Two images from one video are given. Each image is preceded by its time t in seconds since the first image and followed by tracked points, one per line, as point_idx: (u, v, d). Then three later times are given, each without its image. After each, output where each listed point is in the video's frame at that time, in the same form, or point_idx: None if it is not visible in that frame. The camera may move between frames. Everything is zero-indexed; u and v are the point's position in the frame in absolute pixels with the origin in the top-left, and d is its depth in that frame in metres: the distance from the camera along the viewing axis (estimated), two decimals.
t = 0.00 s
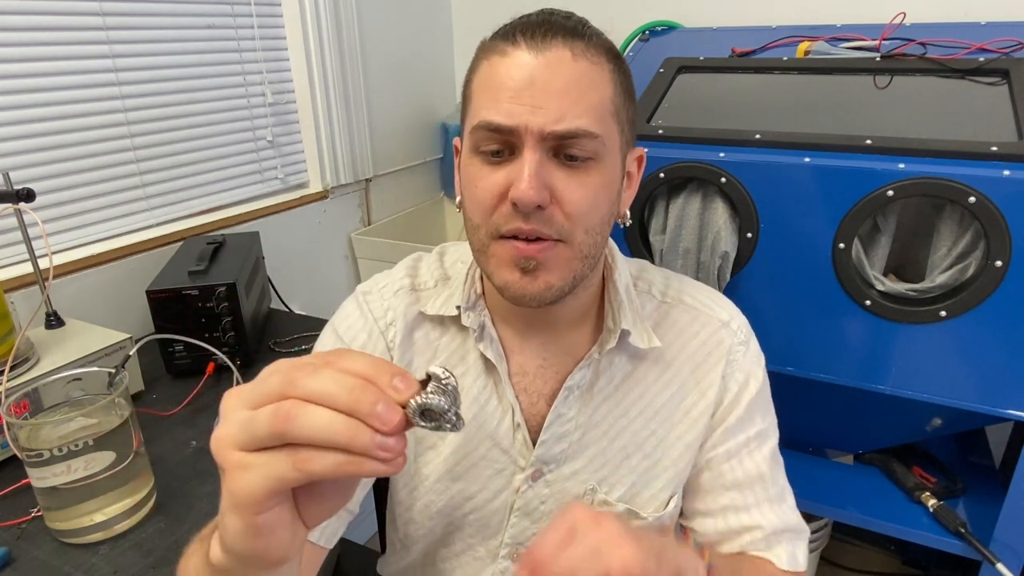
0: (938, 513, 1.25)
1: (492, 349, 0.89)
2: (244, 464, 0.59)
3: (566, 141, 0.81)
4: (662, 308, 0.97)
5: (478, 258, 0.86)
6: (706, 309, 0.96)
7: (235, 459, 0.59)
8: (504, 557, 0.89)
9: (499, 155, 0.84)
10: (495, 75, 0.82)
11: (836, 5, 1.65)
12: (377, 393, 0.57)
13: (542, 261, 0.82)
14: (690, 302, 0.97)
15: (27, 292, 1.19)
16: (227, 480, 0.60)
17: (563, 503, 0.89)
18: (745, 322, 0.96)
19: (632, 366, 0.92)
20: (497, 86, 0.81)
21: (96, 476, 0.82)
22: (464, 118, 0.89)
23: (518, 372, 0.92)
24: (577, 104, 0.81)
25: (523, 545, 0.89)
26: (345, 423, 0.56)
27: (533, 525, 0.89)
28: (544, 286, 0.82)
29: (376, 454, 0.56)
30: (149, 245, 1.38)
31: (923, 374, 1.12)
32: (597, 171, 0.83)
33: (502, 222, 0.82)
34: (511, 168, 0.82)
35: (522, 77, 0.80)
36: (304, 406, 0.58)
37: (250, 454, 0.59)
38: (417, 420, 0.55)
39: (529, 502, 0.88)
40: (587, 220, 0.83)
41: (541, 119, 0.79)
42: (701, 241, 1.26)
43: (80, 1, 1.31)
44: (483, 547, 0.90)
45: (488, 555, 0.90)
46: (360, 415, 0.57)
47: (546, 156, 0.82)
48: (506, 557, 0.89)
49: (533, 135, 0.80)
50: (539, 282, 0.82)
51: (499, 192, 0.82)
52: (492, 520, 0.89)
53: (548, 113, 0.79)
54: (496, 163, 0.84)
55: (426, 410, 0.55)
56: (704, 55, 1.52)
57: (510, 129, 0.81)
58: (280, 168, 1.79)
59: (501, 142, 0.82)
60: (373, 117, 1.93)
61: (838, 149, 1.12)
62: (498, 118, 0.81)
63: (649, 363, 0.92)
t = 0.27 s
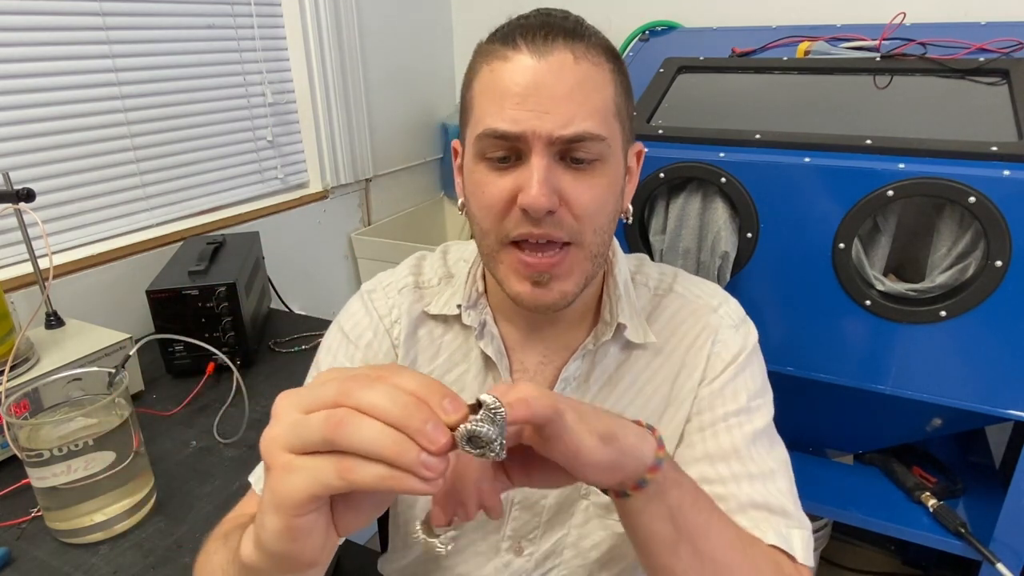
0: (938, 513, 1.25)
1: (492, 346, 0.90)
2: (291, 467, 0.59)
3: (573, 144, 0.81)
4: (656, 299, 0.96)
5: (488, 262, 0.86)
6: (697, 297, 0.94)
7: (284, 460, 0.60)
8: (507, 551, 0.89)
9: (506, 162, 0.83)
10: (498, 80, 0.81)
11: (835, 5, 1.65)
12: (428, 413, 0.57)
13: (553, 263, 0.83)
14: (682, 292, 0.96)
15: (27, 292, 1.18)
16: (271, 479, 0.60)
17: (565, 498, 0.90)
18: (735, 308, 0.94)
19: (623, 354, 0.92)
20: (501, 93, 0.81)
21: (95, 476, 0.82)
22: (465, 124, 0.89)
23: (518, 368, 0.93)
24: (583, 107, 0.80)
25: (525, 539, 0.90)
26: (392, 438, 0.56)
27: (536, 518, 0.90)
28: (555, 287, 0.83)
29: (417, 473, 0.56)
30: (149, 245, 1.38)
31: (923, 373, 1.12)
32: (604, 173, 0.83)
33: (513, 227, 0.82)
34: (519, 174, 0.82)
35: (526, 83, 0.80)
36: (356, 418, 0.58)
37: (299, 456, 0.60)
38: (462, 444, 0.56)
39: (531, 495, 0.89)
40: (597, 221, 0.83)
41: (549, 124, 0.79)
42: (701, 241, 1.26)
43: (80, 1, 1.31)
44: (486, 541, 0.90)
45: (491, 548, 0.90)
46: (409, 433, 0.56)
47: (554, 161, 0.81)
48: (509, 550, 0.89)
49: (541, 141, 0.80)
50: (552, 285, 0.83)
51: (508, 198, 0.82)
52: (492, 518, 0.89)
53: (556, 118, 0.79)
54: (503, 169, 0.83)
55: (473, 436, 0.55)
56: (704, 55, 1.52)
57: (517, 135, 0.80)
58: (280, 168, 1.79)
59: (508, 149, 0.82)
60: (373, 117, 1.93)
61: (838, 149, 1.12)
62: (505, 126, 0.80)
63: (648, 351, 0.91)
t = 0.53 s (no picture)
0: (938, 513, 1.25)
1: (488, 349, 0.90)
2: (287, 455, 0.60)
3: (548, 143, 0.80)
4: (654, 301, 0.96)
5: (473, 265, 0.87)
6: (694, 300, 0.94)
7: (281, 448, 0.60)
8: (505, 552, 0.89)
9: (483, 165, 0.83)
10: (471, 84, 0.81)
11: (836, 5, 1.65)
12: (423, 409, 0.57)
13: (536, 264, 0.83)
14: (680, 294, 0.96)
15: (27, 292, 1.19)
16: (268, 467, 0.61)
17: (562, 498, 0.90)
18: (736, 310, 0.94)
19: (622, 355, 0.92)
20: (474, 96, 0.81)
21: (95, 476, 0.82)
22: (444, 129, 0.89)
23: (515, 370, 0.93)
24: (555, 106, 0.80)
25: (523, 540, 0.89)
26: (386, 431, 0.57)
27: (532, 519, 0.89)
28: (540, 287, 0.83)
29: (409, 468, 0.56)
30: (149, 245, 1.38)
31: (923, 373, 1.12)
32: (583, 170, 0.83)
33: (493, 229, 0.82)
34: (495, 176, 0.81)
35: (498, 84, 0.80)
36: (351, 410, 0.58)
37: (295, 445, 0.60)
38: (455, 442, 0.55)
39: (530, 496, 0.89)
40: (579, 218, 0.83)
41: (520, 125, 0.79)
42: (701, 241, 1.26)
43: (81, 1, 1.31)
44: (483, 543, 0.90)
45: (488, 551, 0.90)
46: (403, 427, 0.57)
47: (530, 161, 0.81)
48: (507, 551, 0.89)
49: (514, 142, 0.80)
50: (537, 285, 0.83)
51: (485, 201, 0.82)
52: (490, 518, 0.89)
53: (528, 118, 0.79)
54: (480, 172, 0.83)
55: (464, 434, 0.55)
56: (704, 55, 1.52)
57: (491, 137, 0.80)
58: (280, 168, 1.79)
59: (484, 152, 0.82)
60: (373, 117, 1.93)
61: (837, 149, 1.12)
62: (478, 129, 0.80)
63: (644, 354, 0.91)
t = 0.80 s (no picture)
0: (938, 514, 1.25)
1: (485, 349, 0.90)
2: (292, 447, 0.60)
3: (549, 135, 0.81)
4: (654, 307, 0.95)
5: (474, 263, 0.86)
6: (697, 310, 0.94)
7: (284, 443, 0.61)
8: (501, 559, 0.89)
9: (484, 159, 0.83)
10: (470, 78, 0.81)
11: (835, 5, 1.65)
12: (427, 403, 0.59)
13: (532, 259, 0.82)
14: (682, 303, 0.95)
15: (27, 292, 1.19)
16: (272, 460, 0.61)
17: (557, 503, 0.89)
18: (738, 323, 0.94)
19: (625, 365, 0.92)
20: (473, 90, 0.81)
21: (95, 476, 0.82)
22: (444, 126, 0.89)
23: (512, 370, 0.93)
24: (555, 99, 0.80)
25: (519, 546, 0.89)
26: (390, 423, 0.58)
27: (528, 524, 0.89)
28: (536, 284, 0.83)
29: (410, 459, 0.58)
30: (149, 245, 1.38)
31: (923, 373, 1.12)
32: (580, 164, 0.83)
33: (493, 224, 0.81)
34: (494, 170, 0.82)
35: (498, 78, 0.80)
36: (355, 402, 0.59)
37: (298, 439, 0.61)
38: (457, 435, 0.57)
39: (522, 502, 0.88)
40: (575, 215, 0.83)
41: (520, 117, 0.79)
42: (701, 241, 1.26)
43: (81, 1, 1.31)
44: (482, 548, 0.90)
45: (486, 556, 0.90)
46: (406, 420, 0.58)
47: (529, 154, 0.81)
48: (503, 558, 0.89)
49: (514, 134, 0.80)
50: (534, 281, 0.82)
51: (485, 196, 0.82)
52: (490, 520, 0.89)
53: (526, 111, 0.79)
54: (479, 166, 0.83)
55: (466, 428, 0.57)
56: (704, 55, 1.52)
57: (489, 129, 0.80)
58: (280, 168, 1.79)
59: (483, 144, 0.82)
60: (373, 117, 1.93)
61: (838, 149, 1.12)
62: (477, 121, 0.81)
63: (641, 363, 0.92)
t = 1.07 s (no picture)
0: (938, 513, 1.25)
1: (493, 352, 0.89)
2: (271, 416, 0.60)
3: (532, 149, 0.81)
4: (665, 314, 0.96)
5: (465, 272, 0.86)
6: (710, 317, 0.95)
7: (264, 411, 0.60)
8: (505, 561, 0.89)
9: (471, 171, 0.83)
10: (455, 91, 0.82)
11: (836, 5, 1.65)
12: (402, 370, 0.57)
13: (520, 271, 0.82)
14: (694, 311, 0.96)
15: (27, 292, 1.19)
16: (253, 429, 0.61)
17: (563, 506, 0.89)
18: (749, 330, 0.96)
19: (635, 372, 0.92)
20: (457, 104, 0.81)
21: (95, 476, 0.82)
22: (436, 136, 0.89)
23: (518, 374, 0.92)
24: (539, 111, 0.80)
25: (524, 548, 0.89)
26: (363, 388, 0.57)
27: (534, 527, 0.89)
28: (525, 294, 0.82)
29: (381, 426, 0.56)
30: (149, 245, 1.38)
31: (922, 373, 1.12)
32: (568, 175, 0.83)
33: (479, 237, 0.81)
34: (479, 185, 0.82)
35: (483, 91, 0.80)
36: (330, 368, 0.58)
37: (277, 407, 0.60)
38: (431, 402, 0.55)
39: (529, 505, 0.88)
40: (563, 225, 0.82)
41: (503, 132, 0.79)
42: (701, 241, 1.26)
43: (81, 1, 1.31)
44: (486, 551, 0.91)
45: (490, 559, 0.90)
46: (379, 388, 0.56)
47: (513, 168, 0.81)
48: (507, 560, 0.89)
49: (496, 150, 0.80)
50: (522, 293, 0.82)
51: (470, 209, 0.82)
52: (494, 522, 0.89)
53: (508, 126, 0.79)
54: (466, 179, 0.83)
55: (440, 394, 0.55)
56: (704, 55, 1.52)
57: (472, 145, 0.80)
58: (280, 168, 1.79)
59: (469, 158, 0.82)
60: (373, 117, 1.93)
61: (838, 149, 1.12)
62: (462, 136, 0.81)
63: (652, 369, 0.92)
